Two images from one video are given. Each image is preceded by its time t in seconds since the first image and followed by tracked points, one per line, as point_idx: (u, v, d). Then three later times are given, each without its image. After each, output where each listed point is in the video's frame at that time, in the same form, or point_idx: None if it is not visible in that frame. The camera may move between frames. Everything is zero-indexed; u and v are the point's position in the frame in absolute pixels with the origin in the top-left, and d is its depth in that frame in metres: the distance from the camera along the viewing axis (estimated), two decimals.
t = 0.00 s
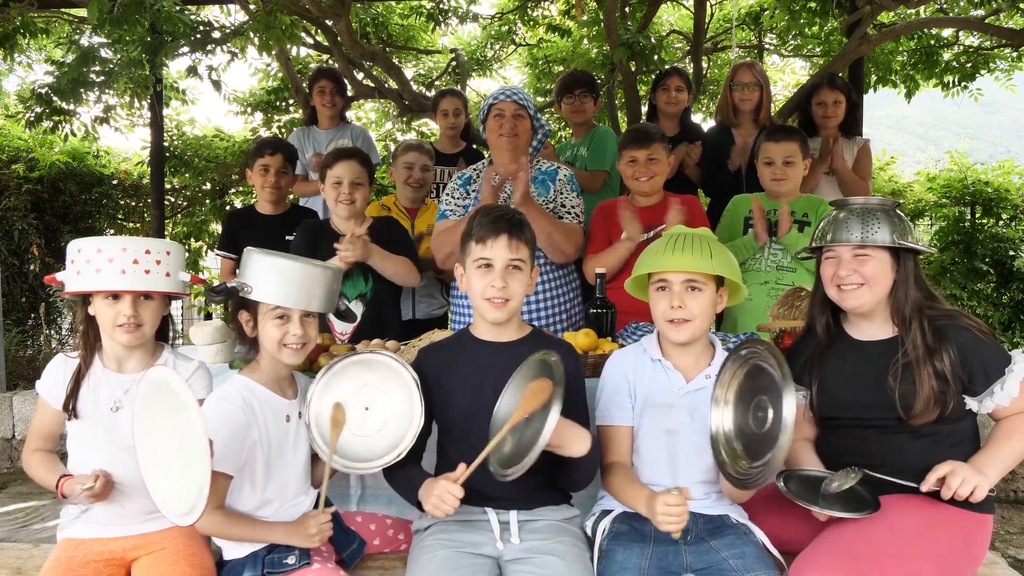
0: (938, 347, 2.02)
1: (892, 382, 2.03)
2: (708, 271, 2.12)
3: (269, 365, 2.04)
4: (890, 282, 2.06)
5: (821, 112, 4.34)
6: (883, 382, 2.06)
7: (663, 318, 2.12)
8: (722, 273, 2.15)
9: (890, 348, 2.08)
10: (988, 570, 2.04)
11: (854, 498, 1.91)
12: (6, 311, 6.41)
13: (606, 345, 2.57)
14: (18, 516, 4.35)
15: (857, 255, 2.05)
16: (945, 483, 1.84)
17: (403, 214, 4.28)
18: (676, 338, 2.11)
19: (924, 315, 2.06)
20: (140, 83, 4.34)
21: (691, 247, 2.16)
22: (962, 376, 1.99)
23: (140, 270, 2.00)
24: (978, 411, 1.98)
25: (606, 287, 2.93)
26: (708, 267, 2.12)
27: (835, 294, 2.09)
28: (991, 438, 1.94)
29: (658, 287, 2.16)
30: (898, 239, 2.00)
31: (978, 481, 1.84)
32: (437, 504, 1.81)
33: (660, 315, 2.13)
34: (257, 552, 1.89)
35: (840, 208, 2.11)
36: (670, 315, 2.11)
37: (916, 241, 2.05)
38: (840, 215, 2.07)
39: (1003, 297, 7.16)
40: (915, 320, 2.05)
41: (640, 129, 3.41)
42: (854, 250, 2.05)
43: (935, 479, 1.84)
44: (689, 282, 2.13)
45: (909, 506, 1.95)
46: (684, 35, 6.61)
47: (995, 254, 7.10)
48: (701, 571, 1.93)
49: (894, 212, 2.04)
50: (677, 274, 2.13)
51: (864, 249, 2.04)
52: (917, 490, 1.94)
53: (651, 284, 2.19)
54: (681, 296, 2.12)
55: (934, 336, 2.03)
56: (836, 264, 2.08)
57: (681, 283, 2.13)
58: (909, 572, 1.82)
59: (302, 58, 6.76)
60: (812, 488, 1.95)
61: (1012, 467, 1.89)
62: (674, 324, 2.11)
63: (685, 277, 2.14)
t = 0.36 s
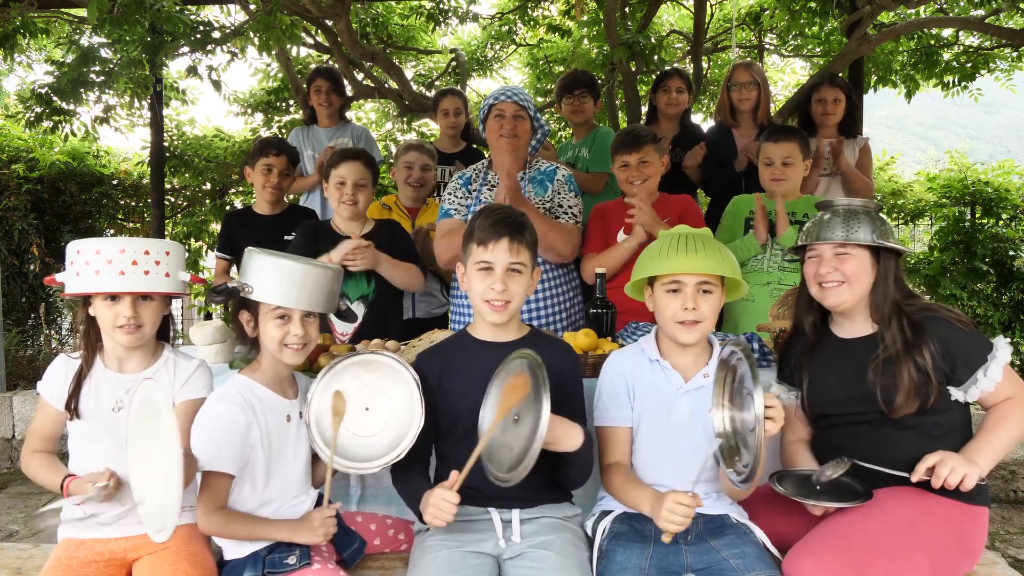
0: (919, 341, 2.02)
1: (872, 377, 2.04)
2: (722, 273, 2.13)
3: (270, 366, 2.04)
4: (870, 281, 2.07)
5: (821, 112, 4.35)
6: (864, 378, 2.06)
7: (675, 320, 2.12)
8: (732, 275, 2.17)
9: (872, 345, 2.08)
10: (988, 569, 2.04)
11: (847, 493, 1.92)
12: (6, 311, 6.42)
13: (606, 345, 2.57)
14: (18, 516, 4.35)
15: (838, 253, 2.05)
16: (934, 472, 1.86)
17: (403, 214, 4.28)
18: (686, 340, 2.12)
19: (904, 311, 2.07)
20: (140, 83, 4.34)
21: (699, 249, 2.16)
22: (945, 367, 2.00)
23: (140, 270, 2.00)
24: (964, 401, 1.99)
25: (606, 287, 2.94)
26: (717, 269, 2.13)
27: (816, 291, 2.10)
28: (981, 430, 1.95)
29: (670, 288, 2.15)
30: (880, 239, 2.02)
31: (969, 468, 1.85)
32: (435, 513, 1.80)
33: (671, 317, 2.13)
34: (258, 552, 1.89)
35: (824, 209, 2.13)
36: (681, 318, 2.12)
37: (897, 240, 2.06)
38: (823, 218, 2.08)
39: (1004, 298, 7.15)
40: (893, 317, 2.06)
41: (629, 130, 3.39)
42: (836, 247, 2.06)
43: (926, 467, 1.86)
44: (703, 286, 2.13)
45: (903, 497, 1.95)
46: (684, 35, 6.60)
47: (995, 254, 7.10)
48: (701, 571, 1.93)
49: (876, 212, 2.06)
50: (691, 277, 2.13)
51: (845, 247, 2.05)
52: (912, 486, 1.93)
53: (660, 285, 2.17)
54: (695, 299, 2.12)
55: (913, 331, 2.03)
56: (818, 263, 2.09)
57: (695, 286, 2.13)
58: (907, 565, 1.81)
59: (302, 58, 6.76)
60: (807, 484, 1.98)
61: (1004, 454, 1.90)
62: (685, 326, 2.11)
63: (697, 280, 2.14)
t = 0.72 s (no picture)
0: (918, 338, 2.02)
1: (871, 374, 2.04)
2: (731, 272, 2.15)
3: (271, 366, 2.03)
4: (869, 279, 2.07)
5: (821, 112, 4.35)
6: (863, 376, 2.06)
7: (685, 317, 2.11)
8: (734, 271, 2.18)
9: (870, 342, 2.08)
10: (988, 570, 2.04)
11: (855, 493, 1.93)
12: (6, 311, 6.42)
13: (606, 345, 2.57)
14: (18, 516, 4.35)
15: (838, 250, 2.06)
16: (936, 470, 1.87)
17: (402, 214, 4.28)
18: (694, 339, 2.11)
19: (900, 309, 2.07)
20: (140, 83, 4.34)
21: (710, 248, 2.17)
22: (944, 364, 2.00)
23: (140, 270, 2.00)
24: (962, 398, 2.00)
25: (605, 287, 2.93)
26: (728, 268, 2.14)
27: (816, 290, 2.10)
28: (980, 426, 1.97)
29: (683, 286, 2.14)
30: (873, 236, 2.03)
31: (972, 465, 1.87)
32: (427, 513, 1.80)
33: (681, 315, 2.12)
34: (258, 552, 1.89)
35: (818, 210, 2.14)
36: (692, 316, 2.10)
37: (892, 238, 2.07)
38: (820, 218, 2.09)
39: (1003, 298, 7.15)
40: (890, 315, 2.06)
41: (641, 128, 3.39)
42: (834, 245, 2.06)
43: (931, 464, 1.87)
44: (715, 284, 2.14)
45: (904, 497, 1.96)
46: (684, 35, 6.60)
47: (995, 254, 7.10)
48: (701, 571, 1.93)
49: (869, 213, 2.08)
50: (705, 275, 2.13)
51: (844, 245, 2.05)
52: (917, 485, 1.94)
53: (670, 283, 2.16)
54: (708, 297, 2.12)
55: (911, 328, 2.04)
56: (817, 261, 2.09)
57: (708, 284, 2.13)
58: (908, 564, 1.80)
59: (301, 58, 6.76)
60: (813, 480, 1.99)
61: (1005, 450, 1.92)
62: (695, 324, 2.10)
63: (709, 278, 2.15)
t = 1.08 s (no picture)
0: (945, 344, 2.01)
1: (895, 376, 2.03)
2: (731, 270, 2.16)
3: (271, 365, 2.03)
4: (901, 278, 2.07)
5: (822, 112, 4.35)
6: (887, 377, 2.05)
7: (688, 315, 2.11)
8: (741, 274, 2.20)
9: (897, 343, 2.07)
10: (989, 570, 2.04)
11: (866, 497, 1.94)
12: (6, 311, 6.42)
13: (606, 345, 2.57)
14: (18, 516, 4.35)
15: (871, 247, 2.06)
16: (949, 483, 1.88)
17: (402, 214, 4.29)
18: (697, 337, 2.10)
19: (932, 312, 2.06)
20: (140, 83, 4.33)
21: (711, 247, 2.17)
22: (969, 373, 2.00)
23: (141, 270, 2.00)
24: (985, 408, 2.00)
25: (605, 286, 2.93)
26: (728, 267, 2.15)
27: (844, 286, 2.10)
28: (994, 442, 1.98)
29: (685, 285, 2.13)
30: (908, 233, 2.02)
31: (985, 481, 1.87)
32: (417, 488, 1.82)
33: (684, 313, 2.12)
34: (258, 552, 1.89)
35: (852, 205, 2.13)
36: (694, 314, 2.11)
37: (927, 237, 2.07)
38: (852, 215, 2.09)
39: (1004, 298, 7.15)
40: (922, 317, 2.05)
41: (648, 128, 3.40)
42: (868, 241, 2.06)
43: (944, 476, 1.88)
44: (715, 282, 2.14)
45: (911, 502, 1.96)
46: (684, 35, 6.60)
47: (995, 254, 7.10)
48: (701, 571, 1.93)
49: (905, 210, 2.07)
50: (707, 273, 2.13)
51: (878, 242, 2.06)
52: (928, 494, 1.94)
53: (672, 281, 2.16)
54: (710, 295, 2.12)
55: (940, 333, 2.03)
56: (849, 256, 2.09)
57: (710, 282, 2.13)
58: (910, 569, 1.82)
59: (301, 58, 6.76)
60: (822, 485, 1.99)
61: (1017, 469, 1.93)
62: (696, 322, 2.10)
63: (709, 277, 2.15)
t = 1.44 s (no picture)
0: (961, 347, 2.01)
1: (910, 377, 2.03)
2: (722, 272, 2.14)
3: (271, 366, 2.03)
4: (921, 276, 2.06)
5: (824, 113, 4.35)
6: (900, 377, 2.05)
7: (671, 313, 2.12)
8: (741, 278, 2.20)
9: (912, 344, 2.08)
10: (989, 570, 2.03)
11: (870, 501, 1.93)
12: (6, 311, 6.42)
13: (606, 345, 2.57)
14: (17, 516, 4.35)
15: (891, 244, 2.05)
16: (954, 490, 1.86)
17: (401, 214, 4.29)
18: (679, 335, 2.11)
19: (950, 314, 2.06)
20: (140, 82, 4.33)
21: (700, 246, 2.16)
22: (983, 378, 1.99)
23: (142, 270, 2.00)
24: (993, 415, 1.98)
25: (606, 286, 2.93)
26: (718, 267, 2.14)
27: (862, 282, 2.10)
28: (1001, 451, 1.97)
29: (667, 282, 2.15)
30: (931, 231, 2.01)
31: (989, 490, 1.85)
32: (414, 483, 1.82)
33: (665, 310, 2.14)
34: (257, 552, 1.89)
35: (874, 200, 2.12)
36: (676, 312, 2.12)
37: (949, 236, 2.05)
38: (872, 211, 2.08)
39: (1004, 298, 7.15)
40: (939, 317, 2.06)
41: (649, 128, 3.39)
42: (889, 237, 2.05)
43: (949, 485, 1.86)
44: (700, 281, 2.14)
45: (914, 507, 1.96)
46: (683, 35, 6.60)
47: (995, 254, 7.10)
48: (700, 571, 1.93)
49: (928, 207, 2.05)
50: (689, 271, 2.13)
51: (898, 239, 2.05)
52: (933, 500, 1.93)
53: (659, 277, 2.18)
54: (691, 293, 2.12)
55: (957, 335, 2.03)
56: (868, 252, 2.09)
57: (693, 280, 2.13)
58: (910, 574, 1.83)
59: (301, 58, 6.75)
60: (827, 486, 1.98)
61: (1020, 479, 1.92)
62: (679, 321, 2.11)
63: (694, 274, 2.15)
